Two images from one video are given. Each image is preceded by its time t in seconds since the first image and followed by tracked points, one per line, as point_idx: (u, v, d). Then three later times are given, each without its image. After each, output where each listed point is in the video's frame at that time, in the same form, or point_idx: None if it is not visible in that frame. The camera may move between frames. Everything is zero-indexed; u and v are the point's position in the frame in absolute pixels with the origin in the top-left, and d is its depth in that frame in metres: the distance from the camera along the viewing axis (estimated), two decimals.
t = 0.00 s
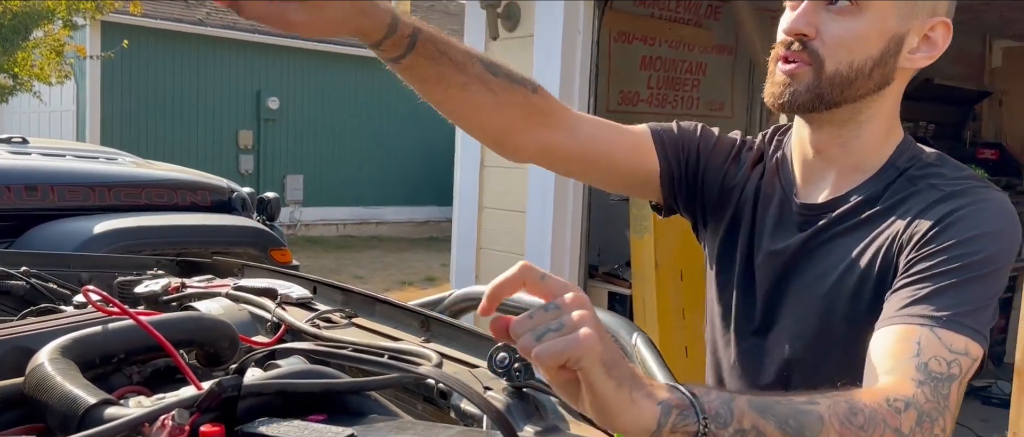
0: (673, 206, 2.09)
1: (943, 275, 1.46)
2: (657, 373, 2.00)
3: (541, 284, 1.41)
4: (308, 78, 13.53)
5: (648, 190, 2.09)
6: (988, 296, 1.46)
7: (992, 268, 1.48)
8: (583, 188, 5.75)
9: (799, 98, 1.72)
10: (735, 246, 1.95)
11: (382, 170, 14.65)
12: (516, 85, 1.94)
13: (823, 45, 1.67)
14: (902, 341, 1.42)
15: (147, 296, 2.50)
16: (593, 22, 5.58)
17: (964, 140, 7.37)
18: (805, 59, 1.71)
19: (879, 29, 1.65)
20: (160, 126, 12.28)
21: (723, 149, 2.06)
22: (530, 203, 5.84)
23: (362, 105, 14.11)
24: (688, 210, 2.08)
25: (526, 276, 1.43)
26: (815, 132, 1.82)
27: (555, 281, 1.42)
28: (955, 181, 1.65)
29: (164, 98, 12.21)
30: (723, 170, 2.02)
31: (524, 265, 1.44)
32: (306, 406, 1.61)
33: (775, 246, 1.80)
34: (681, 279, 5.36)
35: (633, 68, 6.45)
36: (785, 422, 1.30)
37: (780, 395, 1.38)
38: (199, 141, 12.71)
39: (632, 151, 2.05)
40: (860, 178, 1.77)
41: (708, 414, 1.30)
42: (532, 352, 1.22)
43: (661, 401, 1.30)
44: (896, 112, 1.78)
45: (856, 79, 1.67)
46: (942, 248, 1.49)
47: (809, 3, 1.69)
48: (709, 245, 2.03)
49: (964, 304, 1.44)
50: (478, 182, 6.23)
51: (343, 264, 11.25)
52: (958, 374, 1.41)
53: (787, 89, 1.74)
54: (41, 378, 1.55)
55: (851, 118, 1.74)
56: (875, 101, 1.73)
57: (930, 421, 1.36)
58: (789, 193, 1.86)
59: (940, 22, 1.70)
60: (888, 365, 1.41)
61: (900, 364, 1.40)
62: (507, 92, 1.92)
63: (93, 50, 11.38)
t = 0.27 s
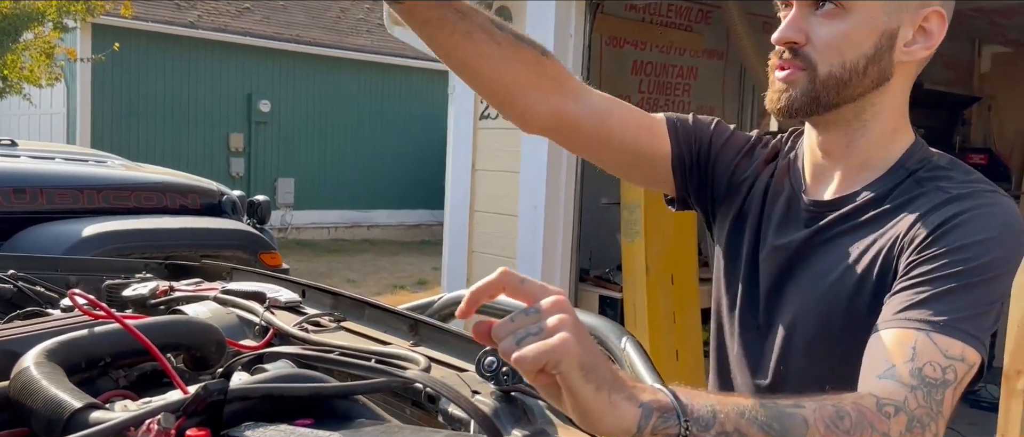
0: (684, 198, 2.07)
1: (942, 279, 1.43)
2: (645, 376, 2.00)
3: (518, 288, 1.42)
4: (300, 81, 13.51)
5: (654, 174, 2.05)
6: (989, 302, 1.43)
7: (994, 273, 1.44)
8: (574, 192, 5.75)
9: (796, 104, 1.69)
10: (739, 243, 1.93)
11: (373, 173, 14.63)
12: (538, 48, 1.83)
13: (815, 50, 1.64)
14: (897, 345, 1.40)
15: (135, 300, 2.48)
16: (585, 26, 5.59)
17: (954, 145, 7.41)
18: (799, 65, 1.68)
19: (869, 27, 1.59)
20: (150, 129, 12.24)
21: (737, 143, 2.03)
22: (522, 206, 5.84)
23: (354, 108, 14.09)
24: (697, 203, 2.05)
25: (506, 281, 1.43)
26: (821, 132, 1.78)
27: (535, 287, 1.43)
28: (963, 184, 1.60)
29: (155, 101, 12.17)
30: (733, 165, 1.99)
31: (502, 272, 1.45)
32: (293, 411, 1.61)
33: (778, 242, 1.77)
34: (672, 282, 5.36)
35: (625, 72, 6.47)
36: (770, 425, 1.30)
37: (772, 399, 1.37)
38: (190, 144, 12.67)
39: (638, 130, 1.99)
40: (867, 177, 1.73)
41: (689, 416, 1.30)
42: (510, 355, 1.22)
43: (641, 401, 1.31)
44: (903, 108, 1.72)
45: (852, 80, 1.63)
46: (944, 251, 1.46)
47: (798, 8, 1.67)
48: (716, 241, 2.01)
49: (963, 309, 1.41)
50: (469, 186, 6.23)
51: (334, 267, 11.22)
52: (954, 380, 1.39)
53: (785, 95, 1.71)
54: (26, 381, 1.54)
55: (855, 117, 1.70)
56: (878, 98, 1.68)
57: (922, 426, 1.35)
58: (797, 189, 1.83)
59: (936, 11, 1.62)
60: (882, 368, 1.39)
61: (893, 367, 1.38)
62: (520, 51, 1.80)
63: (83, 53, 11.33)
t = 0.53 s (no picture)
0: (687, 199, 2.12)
1: (936, 285, 1.42)
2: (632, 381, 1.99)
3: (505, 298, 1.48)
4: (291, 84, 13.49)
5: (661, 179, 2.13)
6: (981, 307, 1.43)
7: (986, 278, 1.44)
8: (564, 197, 5.74)
9: (797, 110, 1.68)
10: (734, 238, 1.93)
11: (365, 177, 14.60)
12: (553, 48, 2.00)
13: (813, 54, 1.63)
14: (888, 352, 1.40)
15: (119, 304, 2.47)
16: (576, 31, 5.59)
17: (943, 150, 7.42)
18: (798, 71, 1.67)
19: (865, 29, 1.58)
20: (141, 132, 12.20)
21: (740, 147, 2.06)
22: (512, 211, 5.83)
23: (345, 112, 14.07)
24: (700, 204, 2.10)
25: (494, 296, 1.48)
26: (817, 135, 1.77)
27: (520, 296, 1.49)
28: (958, 188, 1.59)
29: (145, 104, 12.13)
30: (734, 167, 2.01)
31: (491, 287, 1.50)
32: (276, 417, 1.60)
33: (774, 244, 1.78)
34: (662, 286, 5.37)
35: (615, 77, 6.47)
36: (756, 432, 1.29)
37: (760, 405, 1.38)
38: (181, 147, 12.63)
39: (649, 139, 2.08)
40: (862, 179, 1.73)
41: (677, 424, 1.29)
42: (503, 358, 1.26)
43: (628, 409, 1.30)
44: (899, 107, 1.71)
45: (851, 81, 1.61)
46: (937, 257, 1.45)
47: (792, 14, 1.66)
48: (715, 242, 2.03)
49: (956, 315, 1.40)
50: (460, 190, 6.22)
51: (325, 271, 11.19)
52: (944, 388, 1.39)
53: (785, 102, 1.69)
54: (4, 386, 1.53)
55: (852, 120, 1.69)
56: (875, 100, 1.66)
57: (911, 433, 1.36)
58: (795, 194, 1.83)
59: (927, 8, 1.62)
60: (872, 374, 1.40)
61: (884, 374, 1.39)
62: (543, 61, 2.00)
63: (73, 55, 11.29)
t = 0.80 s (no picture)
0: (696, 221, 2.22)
1: (933, 281, 1.43)
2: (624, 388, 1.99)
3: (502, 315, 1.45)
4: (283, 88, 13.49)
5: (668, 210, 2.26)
6: (980, 306, 1.42)
7: (984, 276, 1.43)
8: (556, 201, 5.76)
9: (810, 109, 1.68)
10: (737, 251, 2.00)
11: (357, 181, 14.59)
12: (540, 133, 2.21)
13: (826, 54, 1.61)
14: (884, 350, 1.39)
15: (110, 309, 2.47)
16: (568, 37, 5.61)
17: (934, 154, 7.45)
18: (810, 70, 1.65)
19: (876, 31, 1.57)
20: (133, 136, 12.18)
21: (738, 164, 2.14)
22: (505, 215, 5.84)
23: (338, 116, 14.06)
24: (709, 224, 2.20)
25: (490, 311, 1.45)
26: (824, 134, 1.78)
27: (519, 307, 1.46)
28: (959, 188, 1.58)
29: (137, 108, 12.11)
30: (733, 184, 2.09)
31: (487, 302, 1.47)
32: (268, 422, 1.61)
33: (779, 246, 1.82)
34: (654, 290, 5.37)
35: (607, 82, 6.49)
36: None
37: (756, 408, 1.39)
38: (173, 151, 12.60)
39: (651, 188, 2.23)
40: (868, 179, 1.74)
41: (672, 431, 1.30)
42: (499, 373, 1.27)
43: (626, 419, 1.31)
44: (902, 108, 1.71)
45: (863, 81, 1.61)
46: (934, 254, 1.46)
47: (804, 13, 1.64)
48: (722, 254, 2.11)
49: (952, 312, 1.40)
50: (452, 194, 6.23)
51: (317, 275, 11.17)
52: (940, 386, 1.39)
53: (797, 101, 1.69)
54: None
55: (859, 120, 1.69)
56: (882, 100, 1.66)
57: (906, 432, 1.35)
58: (800, 199, 1.87)
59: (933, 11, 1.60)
60: (868, 374, 1.40)
61: (881, 374, 1.38)
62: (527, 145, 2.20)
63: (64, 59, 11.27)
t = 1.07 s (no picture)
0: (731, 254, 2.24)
1: (950, 286, 1.44)
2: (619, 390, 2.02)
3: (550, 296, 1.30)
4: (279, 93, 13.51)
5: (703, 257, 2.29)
6: (998, 311, 1.43)
7: (1003, 280, 1.44)
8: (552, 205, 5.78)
9: (833, 123, 1.72)
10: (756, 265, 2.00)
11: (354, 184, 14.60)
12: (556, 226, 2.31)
13: (842, 70, 1.66)
14: (895, 363, 1.42)
15: (108, 314, 2.48)
16: (563, 41, 5.64)
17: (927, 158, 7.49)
18: (829, 86, 1.70)
19: (895, 40, 1.61)
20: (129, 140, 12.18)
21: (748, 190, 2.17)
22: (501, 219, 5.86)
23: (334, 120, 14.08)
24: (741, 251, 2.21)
25: (539, 286, 1.30)
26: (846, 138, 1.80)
27: (573, 293, 1.30)
28: (983, 188, 1.59)
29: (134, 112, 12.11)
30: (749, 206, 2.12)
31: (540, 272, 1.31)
32: (264, 425, 1.62)
33: (803, 247, 1.84)
34: (650, 293, 5.37)
35: (602, 86, 6.51)
36: None
37: (764, 412, 1.42)
38: (169, 156, 12.60)
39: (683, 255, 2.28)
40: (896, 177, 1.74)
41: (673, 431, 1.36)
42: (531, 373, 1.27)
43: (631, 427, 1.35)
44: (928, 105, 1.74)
45: (883, 90, 1.65)
46: (951, 259, 1.47)
47: (815, 31, 1.67)
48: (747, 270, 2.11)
49: (967, 320, 1.41)
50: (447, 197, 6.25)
51: (314, 280, 11.17)
52: (949, 401, 1.41)
53: (819, 116, 1.74)
54: None
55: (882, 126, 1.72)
56: (906, 103, 1.70)
57: None
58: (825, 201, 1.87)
59: (952, 8, 1.65)
60: (878, 387, 1.42)
61: (890, 389, 1.41)
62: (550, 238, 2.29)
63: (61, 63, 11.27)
